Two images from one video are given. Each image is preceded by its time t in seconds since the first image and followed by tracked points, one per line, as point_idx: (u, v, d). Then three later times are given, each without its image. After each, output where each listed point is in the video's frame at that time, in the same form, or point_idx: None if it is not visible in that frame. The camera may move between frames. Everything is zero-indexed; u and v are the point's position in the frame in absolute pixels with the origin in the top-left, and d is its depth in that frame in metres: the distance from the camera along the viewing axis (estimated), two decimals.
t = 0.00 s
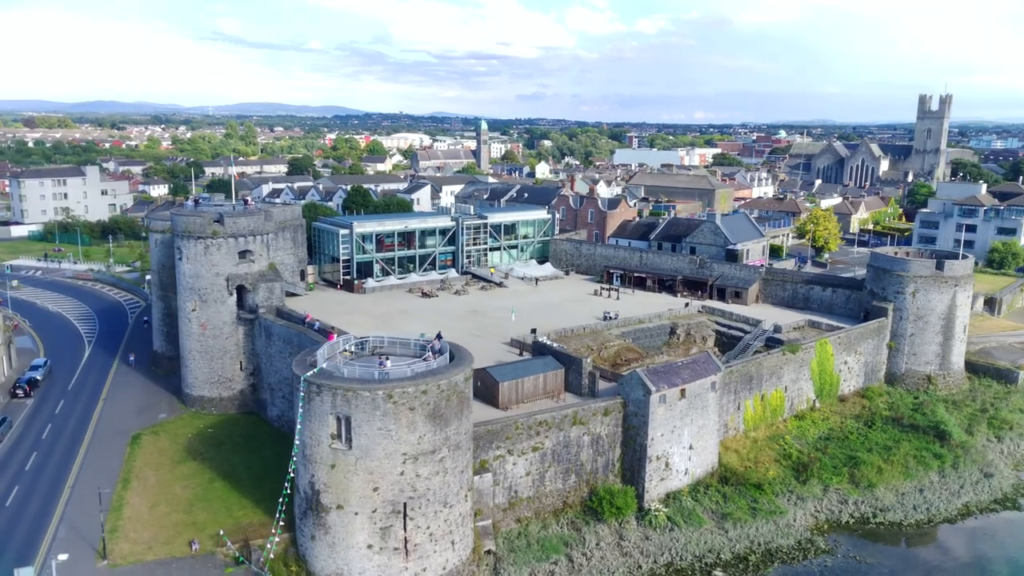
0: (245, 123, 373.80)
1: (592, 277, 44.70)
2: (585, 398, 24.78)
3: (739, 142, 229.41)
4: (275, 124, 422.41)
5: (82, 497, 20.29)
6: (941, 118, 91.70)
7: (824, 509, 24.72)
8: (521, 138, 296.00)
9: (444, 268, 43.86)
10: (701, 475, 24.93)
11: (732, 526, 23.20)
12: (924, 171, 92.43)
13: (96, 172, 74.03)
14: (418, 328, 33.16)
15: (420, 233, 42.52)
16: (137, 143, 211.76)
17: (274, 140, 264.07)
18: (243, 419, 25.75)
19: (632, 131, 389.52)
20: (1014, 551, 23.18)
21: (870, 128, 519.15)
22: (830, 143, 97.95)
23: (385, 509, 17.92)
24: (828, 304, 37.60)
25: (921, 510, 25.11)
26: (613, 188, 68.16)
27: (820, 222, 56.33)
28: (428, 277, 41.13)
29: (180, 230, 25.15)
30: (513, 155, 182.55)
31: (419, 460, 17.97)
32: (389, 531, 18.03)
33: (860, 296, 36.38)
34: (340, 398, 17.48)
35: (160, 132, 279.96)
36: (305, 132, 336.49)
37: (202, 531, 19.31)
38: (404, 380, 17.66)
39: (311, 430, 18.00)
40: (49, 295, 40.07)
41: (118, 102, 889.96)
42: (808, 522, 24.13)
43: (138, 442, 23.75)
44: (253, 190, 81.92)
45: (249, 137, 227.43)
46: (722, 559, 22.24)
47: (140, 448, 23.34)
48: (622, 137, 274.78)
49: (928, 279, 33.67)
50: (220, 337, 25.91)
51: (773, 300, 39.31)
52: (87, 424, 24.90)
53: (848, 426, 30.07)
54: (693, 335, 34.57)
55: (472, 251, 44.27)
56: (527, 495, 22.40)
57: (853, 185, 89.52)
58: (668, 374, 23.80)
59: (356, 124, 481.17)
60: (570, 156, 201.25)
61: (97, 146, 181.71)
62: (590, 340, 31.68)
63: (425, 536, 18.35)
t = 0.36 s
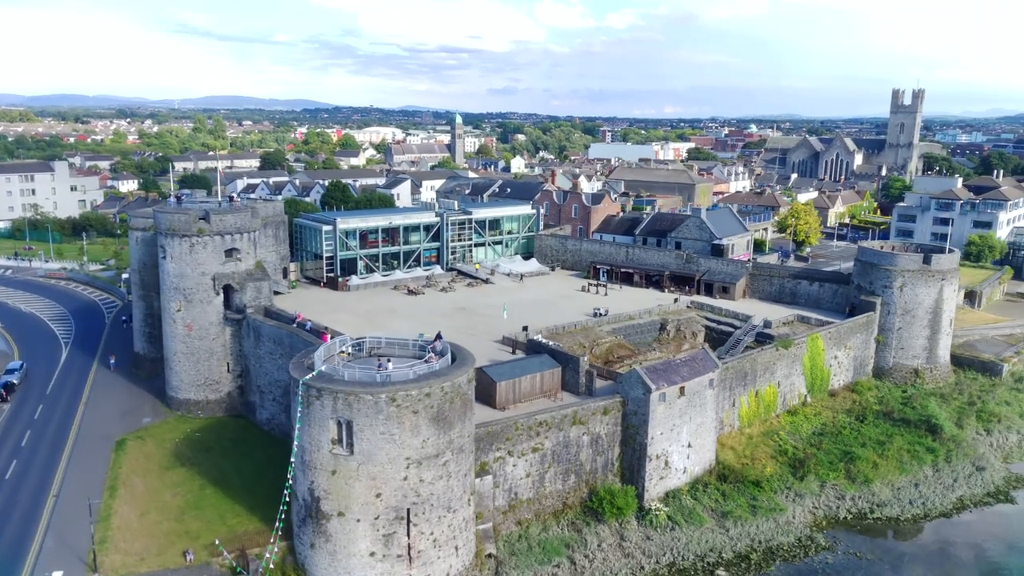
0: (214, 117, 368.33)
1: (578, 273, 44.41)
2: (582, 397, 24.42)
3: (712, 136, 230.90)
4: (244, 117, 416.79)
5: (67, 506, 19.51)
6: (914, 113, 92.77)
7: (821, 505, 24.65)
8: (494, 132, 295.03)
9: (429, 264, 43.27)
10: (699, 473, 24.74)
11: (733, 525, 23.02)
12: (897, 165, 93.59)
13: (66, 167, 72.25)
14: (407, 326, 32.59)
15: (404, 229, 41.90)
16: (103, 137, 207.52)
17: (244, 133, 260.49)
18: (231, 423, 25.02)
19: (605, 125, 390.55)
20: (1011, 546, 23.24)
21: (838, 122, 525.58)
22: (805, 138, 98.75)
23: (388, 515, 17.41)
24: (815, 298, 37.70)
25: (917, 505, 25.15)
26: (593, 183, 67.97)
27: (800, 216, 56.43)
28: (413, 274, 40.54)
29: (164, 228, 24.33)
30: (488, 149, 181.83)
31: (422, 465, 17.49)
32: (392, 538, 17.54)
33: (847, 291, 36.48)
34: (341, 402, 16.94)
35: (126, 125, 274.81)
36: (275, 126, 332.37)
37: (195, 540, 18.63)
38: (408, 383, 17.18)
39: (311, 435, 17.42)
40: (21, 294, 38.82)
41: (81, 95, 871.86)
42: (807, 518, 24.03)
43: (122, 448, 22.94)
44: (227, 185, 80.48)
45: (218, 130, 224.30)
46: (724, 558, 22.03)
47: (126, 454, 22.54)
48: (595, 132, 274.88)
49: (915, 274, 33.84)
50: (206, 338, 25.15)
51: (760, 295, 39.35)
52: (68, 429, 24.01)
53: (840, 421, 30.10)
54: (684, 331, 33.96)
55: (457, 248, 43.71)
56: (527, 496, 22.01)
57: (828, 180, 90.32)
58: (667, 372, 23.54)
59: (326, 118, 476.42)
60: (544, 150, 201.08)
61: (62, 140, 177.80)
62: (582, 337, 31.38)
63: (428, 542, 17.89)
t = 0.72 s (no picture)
0: (177, 110, 361.24)
1: (562, 269, 44.06)
2: (580, 396, 24.04)
3: (681, 130, 232.00)
4: (208, 111, 409.91)
5: (51, 518, 18.64)
6: (884, 107, 93.91)
7: (819, 501, 24.59)
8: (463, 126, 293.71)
9: (411, 261, 42.60)
10: (697, 471, 24.52)
11: (733, 523, 22.82)
12: (868, 158, 94.79)
13: (29, 162, 70.15)
14: (394, 324, 31.96)
15: (385, 225, 41.15)
16: (63, 130, 202.42)
17: (210, 127, 256.09)
18: (218, 428, 24.20)
19: (574, 118, 391.12)
20: (1007, 538, 23.36)
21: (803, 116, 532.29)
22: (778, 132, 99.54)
23: (392, 523, 16.87)
24: (800, 293, 37.77)
25: (912, 499, 25.22)
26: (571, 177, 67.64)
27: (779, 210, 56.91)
28: (396, 271, 39.86)
29: (145, 226, 23.43)
30: (458, 143, 180.80)
31: (427, 470, 16.97)
32: (396, 547, 17.00)
33: (833, 285, 36.59)
34: (343, 407, 16.33)
35: (87, 119, 268.56)
36: (241, 119, 327.37)
37: (188, 551, 17.89)
38: (411, 386, 16.63)
39: (311, 442, 16.79)
40: None
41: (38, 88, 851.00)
42: (805, 515, 23.94)
43: (105, 455, 22.05)
44: (197, 179, 78.68)
45: (182, 124, 220.18)
46: (726, 557, 21.83)
47: (109, 462, 21.66)
48: (565, 125, 274.83)
49: (901, 267, 34.01)
50: (190, 340, 24.28)
51: (745, 290, 39.35)
52: (46, 436, 23.03)
53: (831, 415, 30.11)
54: (672, 327, 33.91)
55: (439, 244, 43.10)
56: (527, 499, 21.58)
57: (801, 173, 91.14)
58: (666, 370, 23.25)
59: (292, 111, 470.58)
60: (515, 144, 200.43)
61: (21, 134, 173.00)
62: (573, 334, 31.01)
63: (432, 549, 17.39)
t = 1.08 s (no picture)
0: (143, 103, 354.80)
1: (547, 264, 43.70)
2: (578, 395, 23.69)
3: (653, 124, 232.98)
4: (175, 104, 403.43)
5: (36, 531, 17.85)
6: (857, 101, 94.82)
7: (817, 497, 24.52)
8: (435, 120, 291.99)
9: (394, 257, 41.96)
10: (696, 469, 24.31)
11: (734, 521, 22.64)
12: (842, 152, 95.65)
13: None
14: (382, 323, 31.37)
15: (369, 221, 40.47)
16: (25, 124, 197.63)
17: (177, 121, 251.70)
18: (206, 432, 23.47)
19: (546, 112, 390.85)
20: (1003, 532, 23.48)
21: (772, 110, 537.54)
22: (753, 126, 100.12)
23: (397, 530, 16.39)
24: (787, 287, 37.81)
25: (908, 493, 25.27)
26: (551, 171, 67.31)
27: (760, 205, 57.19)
28: (380, 269, 39.21)
29: (128, 225, 22.61)
30: (432, 137, 179.62)
31: (432, 475, 16.51)
32: (401, 554, 16.54)
33: (820, 279, 36.67)
34: (346, 412, 15.81)
35: (49, 112, 262.53)
36: (208, 112, 322.34)
37: (183, 563, 17.24)
38: (416, 390, 16.15)
39: (312, 448, 16.23)
40: None
41: None
42: (804, 511, 23.85)
43: (89, 462, 21.26)
44: (169, 174, 77.12)
45: (149, 118, 216.11)
46: (728, 556, 21.64)
47: (95, 469, 20.88)
48: (537, 119, 274.40)
49: (888, 261, 34.13)
50: (176, 343, 23.48)
51: (732, 285, 39.32)
52: (26, 443, 22.15)
53: (823, 410, 30.09)
54: (662, 323, 33.87)
55: (424, 240, 42.51)
56: (527, 501, 21.19)
57: (776, 167, 91.75)
58: (665, 368, 22.99)
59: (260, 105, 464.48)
60: (489, 138, 199.63)
61: None
62: (564, 331, 30.67)
63: (438, 556, 16.96)
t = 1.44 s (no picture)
0: (105, 90, 346.82)
1: (533, 255, 43.27)
2: (577, 389, 23.30)
3: (626, 112, 233.13)
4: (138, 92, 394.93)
5: (23, 540, 17.05)
6: (831, 89, 95.45)
7: (816, 488, 24.46)
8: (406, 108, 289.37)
9: (378, 249, 41.21)
10: (696, 462, 24.10)
11: (737, 514, 22.47)
12: (816, 140, 96.38)
13: None
14: (371, 317, 30.70)
15: (352, 212, 39.67)
16: None
17: (141, 109, 246.33)
18: (195, 433, 22.72)
19: (517, 100, 389.74)
20: (1000, 519, 23.60)
21: (740, 99, 541.50)
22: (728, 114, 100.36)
23: (406, 533, 15.90)
24: (775, 276, 37.80)
25: (905, 482, 25.33)
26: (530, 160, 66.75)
27: (741, 193, 57.35)
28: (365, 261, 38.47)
29: (111, 218, 21.65)
30: (404, 125, 177.90)
31: (441, 477, 16.03)
32: (410, 558, 16.06)
33: (808, 268, 36.70)
34: (353, 413, 15.23)
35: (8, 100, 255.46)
36: (173, 100, 316.14)
37: (181, 571, 16.58)
38: (425, 389, 15.63)
39: (316, 451, 15.64)
40: None
41: None
42: (805, 502, 23.76)
43: (75, 467, 20.43)
44: (138, 164, 75.22)
45: (112, 106, 211.36)
46: (732, 550, 21.46)
47: (81, 474, 20.07)
48: (509, 107, 273.10)
49: (877, 250, 34.19)
50: (162, 340, 22.62)
51: (720, 274, 39.23)
52: (7, 447, 21.24)
53: (816, 399, 30.07)
54: (653, 313, 33.62)
55: (408, 231, 41.83)
56: (530, 498, 20.81)
57: (752, 155, 92.16)
58: (666, 360, 22.69)
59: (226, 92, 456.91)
60: (462, 126, 198.38)
61: None
62: (557, 323, 30.28)
63: (447, 559, 16.51)
